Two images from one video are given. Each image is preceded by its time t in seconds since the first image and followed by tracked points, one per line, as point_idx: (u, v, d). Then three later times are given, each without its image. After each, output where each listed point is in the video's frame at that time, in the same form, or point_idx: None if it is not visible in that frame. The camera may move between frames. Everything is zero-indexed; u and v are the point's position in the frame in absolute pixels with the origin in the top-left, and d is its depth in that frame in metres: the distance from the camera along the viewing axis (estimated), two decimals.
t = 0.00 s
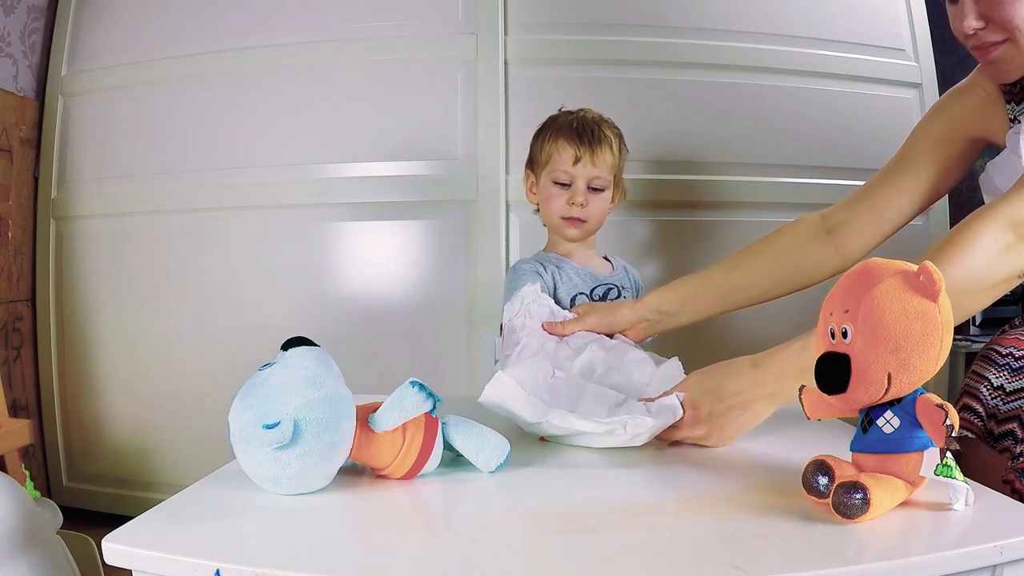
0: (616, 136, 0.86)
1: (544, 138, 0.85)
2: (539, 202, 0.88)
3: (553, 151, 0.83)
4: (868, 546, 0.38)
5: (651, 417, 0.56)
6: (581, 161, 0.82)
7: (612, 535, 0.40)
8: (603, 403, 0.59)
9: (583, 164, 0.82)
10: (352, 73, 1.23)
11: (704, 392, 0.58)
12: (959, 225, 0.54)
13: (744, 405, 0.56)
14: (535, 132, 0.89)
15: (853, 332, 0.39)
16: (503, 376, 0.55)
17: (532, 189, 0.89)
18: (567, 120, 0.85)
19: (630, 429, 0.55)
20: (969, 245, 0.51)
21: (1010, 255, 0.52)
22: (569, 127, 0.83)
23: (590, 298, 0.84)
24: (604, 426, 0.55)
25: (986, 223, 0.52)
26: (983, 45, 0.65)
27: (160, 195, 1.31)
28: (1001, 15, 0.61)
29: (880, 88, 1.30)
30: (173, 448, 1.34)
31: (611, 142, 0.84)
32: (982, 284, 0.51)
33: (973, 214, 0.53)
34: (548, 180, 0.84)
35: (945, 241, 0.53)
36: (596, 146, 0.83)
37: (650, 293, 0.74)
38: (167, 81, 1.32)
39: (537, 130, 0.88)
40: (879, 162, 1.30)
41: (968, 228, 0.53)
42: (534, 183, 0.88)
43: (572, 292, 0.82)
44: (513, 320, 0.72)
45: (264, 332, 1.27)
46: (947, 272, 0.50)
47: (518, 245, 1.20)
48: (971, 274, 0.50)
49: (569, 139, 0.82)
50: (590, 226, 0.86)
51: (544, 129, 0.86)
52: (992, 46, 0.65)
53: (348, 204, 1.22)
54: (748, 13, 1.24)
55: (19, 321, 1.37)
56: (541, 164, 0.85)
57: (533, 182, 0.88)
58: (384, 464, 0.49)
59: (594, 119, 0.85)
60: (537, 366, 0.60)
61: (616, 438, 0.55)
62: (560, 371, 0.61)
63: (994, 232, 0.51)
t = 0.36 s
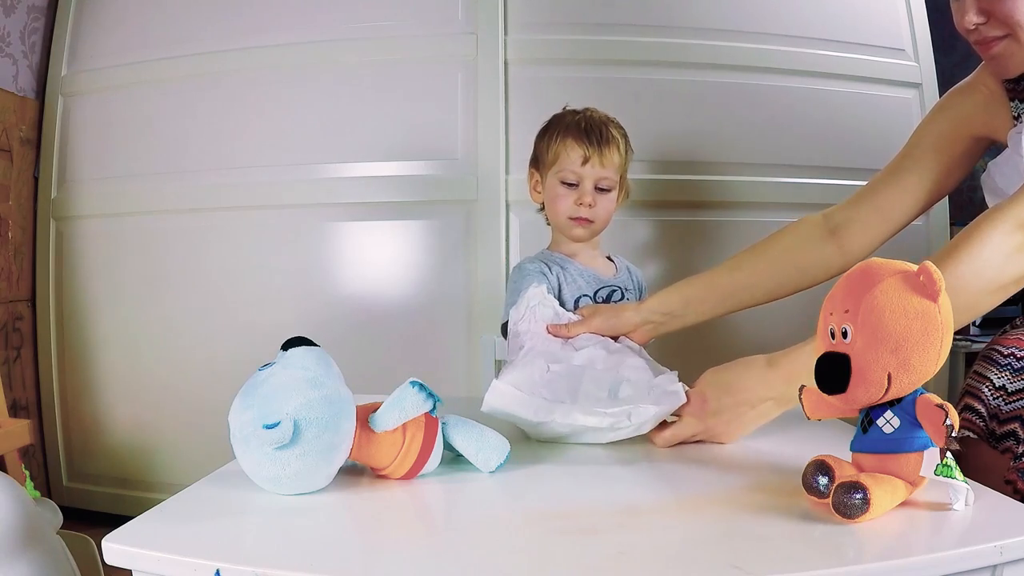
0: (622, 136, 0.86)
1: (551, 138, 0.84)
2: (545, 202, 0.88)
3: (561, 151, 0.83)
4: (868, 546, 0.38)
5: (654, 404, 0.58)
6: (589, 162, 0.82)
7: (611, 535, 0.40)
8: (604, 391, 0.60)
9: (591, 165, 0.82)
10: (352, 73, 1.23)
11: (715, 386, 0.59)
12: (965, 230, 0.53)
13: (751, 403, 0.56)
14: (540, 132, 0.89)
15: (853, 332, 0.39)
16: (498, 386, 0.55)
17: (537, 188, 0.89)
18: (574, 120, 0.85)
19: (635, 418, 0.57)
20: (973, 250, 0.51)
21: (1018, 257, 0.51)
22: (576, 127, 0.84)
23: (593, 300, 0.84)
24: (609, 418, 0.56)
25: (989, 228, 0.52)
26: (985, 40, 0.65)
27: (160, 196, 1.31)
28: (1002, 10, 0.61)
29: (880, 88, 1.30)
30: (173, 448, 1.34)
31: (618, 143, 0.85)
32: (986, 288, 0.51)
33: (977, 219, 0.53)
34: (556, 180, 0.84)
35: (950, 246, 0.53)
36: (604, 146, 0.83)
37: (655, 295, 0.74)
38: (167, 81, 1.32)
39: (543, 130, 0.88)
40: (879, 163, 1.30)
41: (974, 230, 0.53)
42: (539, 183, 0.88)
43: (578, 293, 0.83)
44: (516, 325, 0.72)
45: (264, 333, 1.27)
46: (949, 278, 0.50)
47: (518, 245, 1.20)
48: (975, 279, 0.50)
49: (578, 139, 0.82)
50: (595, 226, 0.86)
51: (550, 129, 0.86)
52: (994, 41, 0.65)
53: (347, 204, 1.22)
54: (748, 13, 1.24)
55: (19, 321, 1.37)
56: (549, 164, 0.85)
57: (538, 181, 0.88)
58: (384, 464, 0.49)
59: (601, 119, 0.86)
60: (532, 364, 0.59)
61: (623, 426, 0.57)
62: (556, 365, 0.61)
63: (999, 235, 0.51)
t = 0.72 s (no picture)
0: (620, 137, 0.86)
1: (549, 139, 0.84)
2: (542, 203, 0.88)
3: (558, 152, 0.83)
4: (868, 546, 0.38)
5: (640, 419, 0.56)
6: (586, 163, 0.82)
7: (611, 535, 0.40)
8: (593, 400, 0.59)
9: (589, 166, 0.82)
10: (352, 73, 1.23)
11: (716, 395, 0.58)
12: (967, 229, 0.53)
13: (755, 412, 0.56)
14: (538, 133, 0.89)
15: (853, 332, 0.39)
16: (483, 391, 0.57)
17: (535, 188, 0.89)
18: (571, 121, 0.85)
19: (620, 433, 0.55)
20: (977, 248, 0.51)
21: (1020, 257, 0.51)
22: (574, 128, 0.83)
23: (591, 301, 0.84)
24: (592, 432, 0.56)
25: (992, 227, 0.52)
26: (985, 38, 0.65)
27: (161, 196, 1.31)
28: (1003, 9, 0.61)
29: (880, 88, 1.30)
30: (173, 448, 1.34)
31: (615, 144, 0.85)
32: (991, 286, 0.50)
33: (981, 218, 0.53)
34: (553, 181, 0.84)
35: (953, 245, 0.53)
36: (602, 147, 0.83)
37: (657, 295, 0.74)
38: (167, 81, 1.32)
39: (541, 130, 0.88)
40: (879, 163, 1.30)
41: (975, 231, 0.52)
42: (537, 183, 0.88)
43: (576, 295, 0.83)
44: (513, 325, 0.73)
45: (264, 333, 1.27)
46: (952, 277, 0.50)
47: (518, 245, 1.20)
48: (979, 278, 0.50)
49: (575, 141, 0.82)
50: (593, 228, 0.86)
51: (549, 129, 0.86)
52: (994, 39, 0.65)
53: (347, 204, 1.22)
54: (748, 12, 1.24)
55: (19, 321, 1.36)
56: (546, 165, 0.85)
57: (536, 181, 0.88)
58: (384, 464, 0.49)
59: (598, 120, 0.86)
60: (521, 367, 0.60)
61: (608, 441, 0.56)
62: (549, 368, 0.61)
63: (1002, 234, 0.51)
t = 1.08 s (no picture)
0: (614, 136, 0.86)
1: (543, 137, 0.84)
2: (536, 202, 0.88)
3: (553, 151, 0.83)
4: (868, 546, 0.38)
5: (650, 425, 0.56)
6: (581, 162, 0.82)
7: (611, 535, 0.40)
8: (602, 398, 0.58)
9: (584, 165, 0.82)
10: (352, 73, 1.23)
11: (711, 393, 0.59)
12: (961, 226, 0.53)
13: (753, 407, 0.56)
14: (532, 132, 0.88)
15: (853, 332, 0.39)
16: (497, 375, 0.56)
17: (529, 187, 0.88)
18: (566, 120, 0.85)
19: (628, 437, 0.55)
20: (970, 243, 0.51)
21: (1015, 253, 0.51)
22: (569, 127, 0.83)
23: (589, 300, 0.84)
24: (601, 433, 0.55)
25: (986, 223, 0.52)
26: (985, 38, 0.65)
27: (161, 196, 1.31)
28: (1002, 9, 0.61)
29: (880, 88, 1.30)
30: (173, 448, 1.34)
31: (610, 143, 0.85)
32: (988, 282, 0.51)
33: (975, 214, 0.53)
34: (548, 180, 0.84)
35: (947, 242, 0.53)
36: (597, 146, 0.83)
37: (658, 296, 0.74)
38: (167, 81, 1.32)
39: (535, 127, 0.88)
40: (879, 163, 1.30)
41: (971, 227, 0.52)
42: (530, 182, 0.88)
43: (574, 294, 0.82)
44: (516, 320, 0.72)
45: (264, 333, 1.27)
46: (948, 275, 0.50)
47: (518, 245, 1.20)
48: (975, 274, 0.50)
49: (570, 140, 0.82)
50: (588, 226, 0.86)
51: (542, 128, 0.86)
52: (994, 39, 0.65)
53: (347, 204, 1.22)
54: (748, 13, 1.24)
55: (19, 321, 1.36)
56: (540, 164, 0.84)
57: (529, 180, 0.88)
58: (384, 464, 0.49)
59: (593, 119, 0.86)
60: (536, 356, 0.59)
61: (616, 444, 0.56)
62: (559, 361, 0.61)
63: (996, 229, 0.51)
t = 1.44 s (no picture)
0: (612, 140, 0.87)
1: (542, 139, 0.84)
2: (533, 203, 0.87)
3: (552, 153, 0.83)
4: (868, 546, 0.38)
5: (643, 427, 0.56)
6: (580, 165, 0.82)
7: (611, 535, 0.40)
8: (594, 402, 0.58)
9: (583, 168, 0.82)
10: (352, 73, 1.23)
11: (711, 395, 0.59)
12: (962, 228, 0.53)
13: (754, 409, 0.56)
14: (530, 133, 0.88)
15: (853, 332, 0.39)
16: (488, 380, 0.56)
17: (525, 189, 0.88)
18: (564, 122, 0.85)
19: (621, 439, 0.55)
20: (970, 246, 0.51)
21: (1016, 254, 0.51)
22: (569, 129, 0.84)
23: (589, 299, 0.84)
24: (593, 437, 0.55)
25: (988, 225, 0.52)
26: (985, 39, 0.66)
27: (161, 196, 1.31)
28: (1001, 10, 0.61)
29: (880, 88, 1.30)
30: (173, 448, 1.34)
31: (608, 147, 0.85)
32: (989, 283, 0.51)
33: (976, 216, 0.53)
34: (546, 182, 0.84)
35: (947, 245, 0.52)
36: (596, 149, 0.83)
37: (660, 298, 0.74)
38: (167, 81, 1.32)
39: (534, 129, 0.88)
40: (879, 163, 1.30)
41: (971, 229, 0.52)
42: (527, 183, 0.88)
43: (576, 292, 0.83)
44: (513, 318, 0.73)
45: (264, 333, 1.27)
46: (950, 277, 0.50)
47: (518, 245, 1.20)
48: (976, 276, 0.50)
49: (569, 142, 0.82)
50: (584, 230, 0.86)
51: (541, 129, 0.86)
52: (994, 40, 0.65)
53: (347, 204, 1.22)
54: (748, 12, 1.24)
55: (19, 321, 1.36)
56: (539, 166, 0.84)
57: (526, 182, 0.88)
58: (383, 464, 0.49)
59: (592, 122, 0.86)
60: (529, 359, 0.59)
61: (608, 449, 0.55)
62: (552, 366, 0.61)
63: (997, 231, 0.51)
